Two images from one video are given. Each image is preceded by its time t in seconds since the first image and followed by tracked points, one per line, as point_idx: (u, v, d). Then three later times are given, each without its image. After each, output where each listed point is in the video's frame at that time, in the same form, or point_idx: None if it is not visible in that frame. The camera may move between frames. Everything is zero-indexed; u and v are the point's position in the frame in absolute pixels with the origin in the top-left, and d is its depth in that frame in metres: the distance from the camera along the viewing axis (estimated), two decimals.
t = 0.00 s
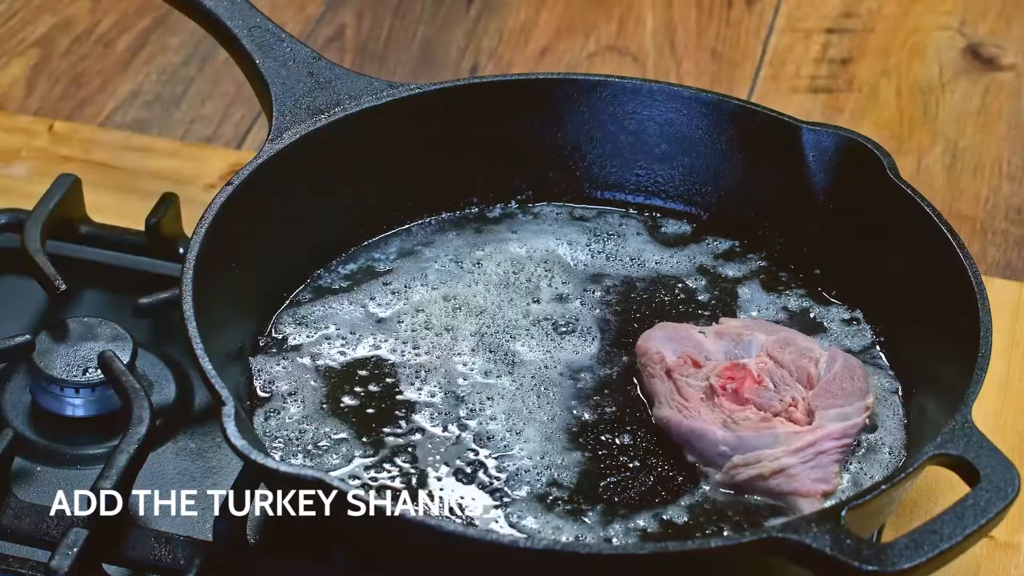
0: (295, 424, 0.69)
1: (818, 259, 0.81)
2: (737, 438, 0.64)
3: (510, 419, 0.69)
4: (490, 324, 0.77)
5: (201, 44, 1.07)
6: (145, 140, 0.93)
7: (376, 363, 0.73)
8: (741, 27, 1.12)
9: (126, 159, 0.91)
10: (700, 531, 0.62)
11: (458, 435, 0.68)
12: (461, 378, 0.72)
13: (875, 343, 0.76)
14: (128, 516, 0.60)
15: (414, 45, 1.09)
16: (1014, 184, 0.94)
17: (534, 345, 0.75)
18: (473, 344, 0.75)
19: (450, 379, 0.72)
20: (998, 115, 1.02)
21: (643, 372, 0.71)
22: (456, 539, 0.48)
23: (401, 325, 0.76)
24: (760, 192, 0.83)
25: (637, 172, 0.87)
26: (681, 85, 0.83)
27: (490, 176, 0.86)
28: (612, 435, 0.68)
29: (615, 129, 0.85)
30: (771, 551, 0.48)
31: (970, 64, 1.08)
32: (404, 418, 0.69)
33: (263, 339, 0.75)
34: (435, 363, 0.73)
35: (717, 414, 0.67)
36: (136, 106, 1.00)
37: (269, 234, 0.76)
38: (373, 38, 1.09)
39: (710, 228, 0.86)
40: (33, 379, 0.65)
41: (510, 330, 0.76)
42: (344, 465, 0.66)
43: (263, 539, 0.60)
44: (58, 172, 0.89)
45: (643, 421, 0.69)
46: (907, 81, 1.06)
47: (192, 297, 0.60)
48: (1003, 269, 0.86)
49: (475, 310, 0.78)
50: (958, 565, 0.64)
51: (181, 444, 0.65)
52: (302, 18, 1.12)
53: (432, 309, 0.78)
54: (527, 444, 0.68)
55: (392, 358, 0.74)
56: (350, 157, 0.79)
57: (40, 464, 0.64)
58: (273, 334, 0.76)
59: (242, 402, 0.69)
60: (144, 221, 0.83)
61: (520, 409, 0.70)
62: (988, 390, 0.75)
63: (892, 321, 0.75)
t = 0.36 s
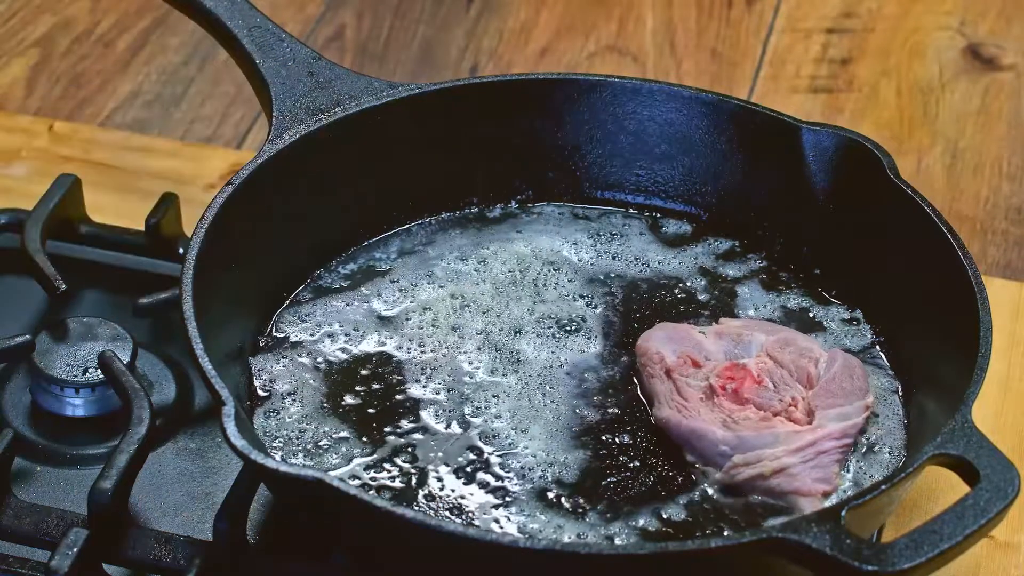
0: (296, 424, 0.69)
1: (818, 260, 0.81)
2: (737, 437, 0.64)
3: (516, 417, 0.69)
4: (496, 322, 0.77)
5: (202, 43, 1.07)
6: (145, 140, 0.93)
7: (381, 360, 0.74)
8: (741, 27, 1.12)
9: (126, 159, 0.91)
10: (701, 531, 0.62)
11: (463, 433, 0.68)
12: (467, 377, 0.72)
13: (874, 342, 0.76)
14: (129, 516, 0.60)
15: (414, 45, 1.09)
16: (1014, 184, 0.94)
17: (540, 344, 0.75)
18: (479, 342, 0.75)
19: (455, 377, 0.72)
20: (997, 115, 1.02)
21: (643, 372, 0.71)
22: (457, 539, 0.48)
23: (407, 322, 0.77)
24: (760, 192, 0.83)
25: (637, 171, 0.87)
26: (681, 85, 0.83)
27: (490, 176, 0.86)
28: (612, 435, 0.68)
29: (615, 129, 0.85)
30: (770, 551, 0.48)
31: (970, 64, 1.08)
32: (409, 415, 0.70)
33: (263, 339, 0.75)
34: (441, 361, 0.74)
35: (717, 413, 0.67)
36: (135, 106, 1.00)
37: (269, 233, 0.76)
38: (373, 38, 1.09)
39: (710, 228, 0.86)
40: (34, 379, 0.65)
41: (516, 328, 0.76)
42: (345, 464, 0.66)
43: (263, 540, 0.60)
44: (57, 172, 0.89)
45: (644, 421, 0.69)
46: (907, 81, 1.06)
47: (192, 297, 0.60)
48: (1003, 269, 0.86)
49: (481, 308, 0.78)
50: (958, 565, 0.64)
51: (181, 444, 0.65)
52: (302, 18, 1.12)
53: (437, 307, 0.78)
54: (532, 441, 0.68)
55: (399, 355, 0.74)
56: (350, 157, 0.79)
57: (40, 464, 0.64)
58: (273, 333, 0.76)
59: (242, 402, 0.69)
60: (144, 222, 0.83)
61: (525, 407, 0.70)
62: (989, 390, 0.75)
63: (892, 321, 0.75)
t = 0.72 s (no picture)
0: (296, 424, 0.69)
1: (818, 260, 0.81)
2: (737, 437, 0.64)
3: (520, 415, 0.69)
4: (501, 320, 0.77)
5: (202, 43, 1.07)
6: (145, 140, 0.93)
7: (385, 359, 0.74)
8: (741, 27, 1.12)
9: (126, 159, 0.91)
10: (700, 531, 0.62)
11: (467, 431, 0.68)
12: (472, 375, 0.72)
13: (874, 342, 0.76)
14: (129, 516, 0.60)
15: (414, 45, 1.09)
16: (1014, 184, 0.94)
17: (541, 343, 0.75)
18: (480, 341, 0.75)
19: (461, 375, 0.72)
20: (998, 115, 1.02)
21: (643, 372, 0.71)
22: (457, 538, 0.48)
23: (412, 320, 0.77)
24: (760, 192, 0.83)
25: (638, 171, 0.87)
26: (681, 85, 0.83)
27: (490, 176, 0.86)
28: (611, 435, 0.68)
29: (615, 129, 0.85)
30: (770, 551, 0.48)
31: (970, 64, 1.08)
32: (413, 413, 0.70)
33: (263, 339, 0.75)
34: (445, 359, 0.74)
35: (717, 413, 0.67)
36: (135, 106, 1.00)
37: (269, 234, 0.76)
38: (373, 38, 1.09)
39: (710, 228, 0.86)
40: (34, 380, 0.65)
41: (521, 326, 0.76)
42: (345, 465, 0.66)
43: (263, 540, 0.60)
44: (57, 172, 0.89)
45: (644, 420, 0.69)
46: (907, 81, 1.06)
47: (192, 297, 0.60)
48: (1003, 269, 0.86)
49: (486, 306, 0.78)
50: (958, 565, 0.64)
51: (181, 444, 0.65)
52: (302, 18, 1.12)
53: (441, 305, 0.78)
54: (535, 440, 0.68)
55: (403, 352, 0.74)
56: (350, 157, 0.79)
57: (40, 465, 0.64)
58: (273, 333, 0.76)
59: (242, 402, 0.69)
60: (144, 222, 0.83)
61: (529, 406, 0.70)
62: (989, 390, 0.75)
63: (892, 321, 0.75)
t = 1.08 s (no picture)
0: (296, 424, 0.69)
1: (818, 260, 0.81)
2: (737, 436, 0.64)
3: (520, 415, 0.69)
4: (505, 319, 0.77)
5: (202, 43, 1.07)
6: (145, 140, 0.93)
7: (387, 357, 0.74)
8: (741, 27, 1.12)
9: (127, 159, 0.91)
10: (701, 530, 0.62)
11: (470, 430, 0.68)
12: (474, 373, 0.72)
13: (875, 342, 0.76)
14: (129, 516, 0.60)
15: (414, 45, 1.09)
16: (1014, 184, 0.94)
17: (541, 343, 0.75)
18: (481, 341, 0.75)
19: (462, 374, 0.72)
20: (998, 115, 1.02)
21: (643, 372, 0.71)
22: (458, 538, 0.48)
23: (413, 320, 0.77)
24: (761, 192, 0.83)
25: (638, 171, 0.87)
26: (681, 86, 0.83)
27: (490, 176, 0.86)
28: (612, 435, 0.68)
29: (615, 129, 0.85)
30: (769, 551, 0.48)
31: (970, 64, 1.08)
32: (415, 412, 0.70)
33: (263, 339, 0.75)
34: (445, 359, 0.74)
35: (717, 413, 0.67)
36: (135, 106, 1.00)
37: (269, 234, 0.76)
38: (373, 39, 1.09)
39: (710, 228, 0.86)
40: (34, 380, 0.65)
41: (524, 325, 0.76)
42: (346, 465, 0.66)
43: (263, 540, 0.60)
44: (57, 172, 0.89)
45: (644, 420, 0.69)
46: (907, 82, 1.06)
47: (192, 297, 0.60)
48: (1003, 268, 0.86)
49: (488, 306, 0.78)
50: (958, 565, 0.64)
51: (181, 444, 0.65)
52: (302, 18, 1.12)
53: (445, 303, 0.78)
54: (538, 439, 0.68)
55: (405, 352, 0.74)
56: (350, 157, 0.79)
57: (41, 465, 0.64)
58: (273, 333, 0.76)
59: (242, 401, 0.69)
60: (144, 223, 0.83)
61: (532, 405, 0.70)
62: (989, 390, 0.75)
63: (892, 321, 0.75)
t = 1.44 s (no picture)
0: (296, 424, 0.69)
1: (817, 260, 0.81)
2: (737, 436, 0.64)
3: (521, 414, 0.69)
4: (507, 318, 0.77)
5: (202, 43, 1.07)
6: (146, 140, 0.93)
7: (390, 356, 0.74)
8: (741, 27, 1.12)
9: (127, 159, 0.91)
10: (700, 530, 0.62)
11: (473, 429, 0.68)
12: (474, 373, 0.72)
13: (875, 341, 0.76)
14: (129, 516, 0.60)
15: (414, 45, 1.09)
16: (1014, 184, 0.94)
17: (542, 343, 0.75)
18: (481, 340, 0.75)
19: (462, 374, 0.72)
20: (997, 115, 1.02)
21: (643, 372, 0.71)
22: (458, 538, 0.48)
23: (413, 320, 0.77)
24: (761, 192, 0.83)
25: (638, 171, 0.87)
26: (681, 86, 0.83)
27: (490, 176, 0.86)
28: (612, 434, 0.68)
29: (615, 129, 0.85)
30: (769, 551, 0.48)
31: (970, 64, 1.08)
32: (415, 411, 0.70)
33: (263, 339, 0.75)
34: (446, 359, 0.74)
35: (716, 413, 0.67)
36: (135, 106, 1.00)
37: (269, 233, 0.76)
38: (373, 39, 1.09)
39: (710, 228, 0.86)
40: (34, 380, 0.65)
41: (524, 324, 0.76)
42: (346, 465, 0.66)
43: (263, 540, 0.60)
44: (57, 172, 0.89)
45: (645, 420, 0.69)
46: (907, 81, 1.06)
47: (192, 297, 0.60)
48: (1003, 268, 0.86)
49: (488, 305, 0.78)
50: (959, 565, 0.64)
51: (181, 444, 0.65)
52: (302, 18, 1.12)
53: (447, 302, 0.78)
54: (540, 438, 0.68)
55: (405, 351, 0.74)
56: (350, 157, 0.79)
57: (41, 465, 0.64)
58: (273, 333, 0.76)
59: (242, 401, 0.69)
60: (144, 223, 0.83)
61: (532, 405, 0.70)
62: (989, 390, 0.75)
63: (892, 321, 0.75)
